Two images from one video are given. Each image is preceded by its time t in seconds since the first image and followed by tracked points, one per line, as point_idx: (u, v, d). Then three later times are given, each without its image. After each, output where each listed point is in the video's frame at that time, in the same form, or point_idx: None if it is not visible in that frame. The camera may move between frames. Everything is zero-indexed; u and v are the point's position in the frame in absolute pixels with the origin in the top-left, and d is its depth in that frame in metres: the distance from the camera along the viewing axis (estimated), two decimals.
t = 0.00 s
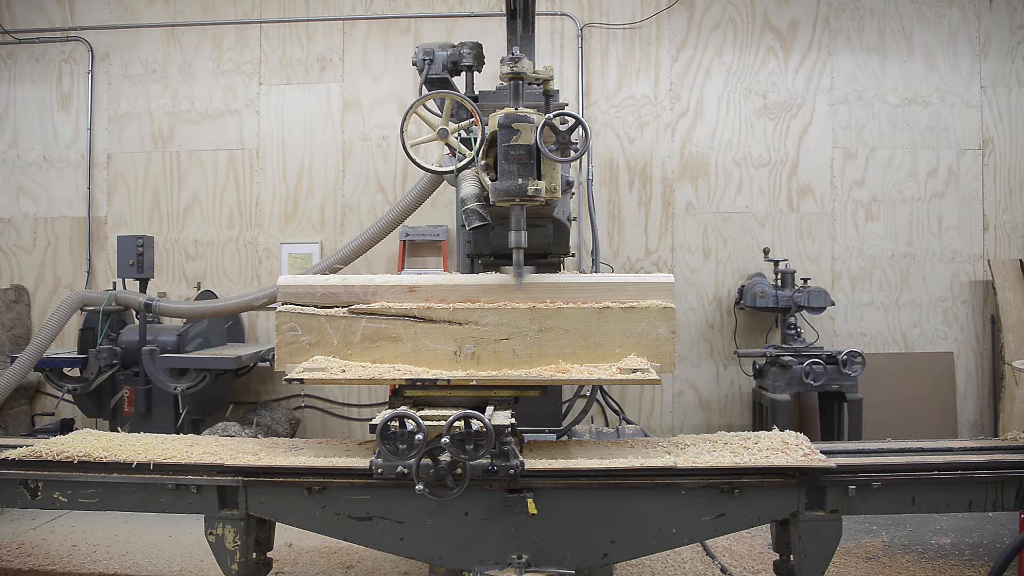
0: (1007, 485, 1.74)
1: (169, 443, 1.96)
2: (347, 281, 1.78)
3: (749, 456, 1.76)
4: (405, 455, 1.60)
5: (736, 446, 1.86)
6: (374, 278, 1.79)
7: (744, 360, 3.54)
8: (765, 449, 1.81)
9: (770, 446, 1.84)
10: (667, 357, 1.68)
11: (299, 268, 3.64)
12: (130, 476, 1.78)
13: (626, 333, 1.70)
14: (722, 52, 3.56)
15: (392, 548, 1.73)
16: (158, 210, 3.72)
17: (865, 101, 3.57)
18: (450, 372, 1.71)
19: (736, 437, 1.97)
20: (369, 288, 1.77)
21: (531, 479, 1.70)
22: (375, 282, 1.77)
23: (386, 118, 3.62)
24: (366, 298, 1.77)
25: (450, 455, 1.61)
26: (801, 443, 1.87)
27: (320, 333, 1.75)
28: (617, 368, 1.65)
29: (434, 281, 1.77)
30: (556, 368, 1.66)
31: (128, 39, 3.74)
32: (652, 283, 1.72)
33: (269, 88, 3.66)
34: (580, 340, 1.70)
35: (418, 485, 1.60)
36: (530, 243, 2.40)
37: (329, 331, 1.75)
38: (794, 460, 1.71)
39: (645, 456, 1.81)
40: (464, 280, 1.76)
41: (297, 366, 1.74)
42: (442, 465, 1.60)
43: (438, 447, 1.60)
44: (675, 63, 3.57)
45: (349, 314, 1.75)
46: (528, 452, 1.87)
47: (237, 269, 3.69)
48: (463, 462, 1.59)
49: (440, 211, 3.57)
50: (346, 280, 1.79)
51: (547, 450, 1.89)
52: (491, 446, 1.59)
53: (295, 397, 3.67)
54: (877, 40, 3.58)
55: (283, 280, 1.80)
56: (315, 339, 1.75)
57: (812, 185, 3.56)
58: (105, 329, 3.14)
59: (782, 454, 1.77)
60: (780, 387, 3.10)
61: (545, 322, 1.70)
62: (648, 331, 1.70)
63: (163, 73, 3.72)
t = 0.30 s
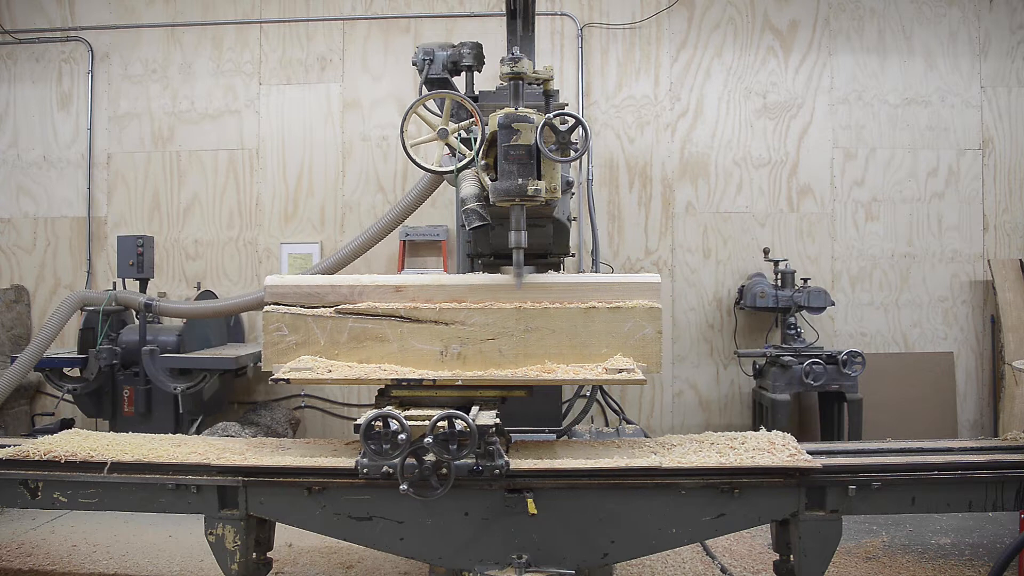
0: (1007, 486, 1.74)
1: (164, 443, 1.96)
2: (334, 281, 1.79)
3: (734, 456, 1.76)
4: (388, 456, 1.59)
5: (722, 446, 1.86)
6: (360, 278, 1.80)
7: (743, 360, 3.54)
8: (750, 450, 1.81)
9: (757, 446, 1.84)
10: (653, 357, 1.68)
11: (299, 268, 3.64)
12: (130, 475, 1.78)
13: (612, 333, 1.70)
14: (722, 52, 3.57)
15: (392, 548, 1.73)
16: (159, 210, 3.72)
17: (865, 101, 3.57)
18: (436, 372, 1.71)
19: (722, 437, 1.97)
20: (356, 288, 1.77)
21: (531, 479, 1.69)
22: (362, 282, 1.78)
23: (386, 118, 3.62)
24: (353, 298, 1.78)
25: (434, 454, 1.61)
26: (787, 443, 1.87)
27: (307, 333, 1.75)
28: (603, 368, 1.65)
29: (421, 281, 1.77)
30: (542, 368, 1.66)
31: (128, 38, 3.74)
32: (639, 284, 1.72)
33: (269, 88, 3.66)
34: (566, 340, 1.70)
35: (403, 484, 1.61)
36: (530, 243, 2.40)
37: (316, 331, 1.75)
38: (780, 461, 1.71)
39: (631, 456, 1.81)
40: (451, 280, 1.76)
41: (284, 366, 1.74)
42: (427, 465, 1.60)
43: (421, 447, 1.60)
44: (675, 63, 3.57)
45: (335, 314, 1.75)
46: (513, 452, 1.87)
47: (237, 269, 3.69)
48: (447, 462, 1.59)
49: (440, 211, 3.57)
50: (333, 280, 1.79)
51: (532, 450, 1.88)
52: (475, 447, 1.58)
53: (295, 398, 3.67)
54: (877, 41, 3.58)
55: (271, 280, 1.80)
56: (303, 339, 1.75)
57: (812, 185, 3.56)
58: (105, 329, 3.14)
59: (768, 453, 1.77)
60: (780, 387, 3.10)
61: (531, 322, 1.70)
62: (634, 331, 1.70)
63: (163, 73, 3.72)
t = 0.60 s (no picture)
0: (1007, 486, 1.74)
1: (159, 443, 1.96)
2: (321, 281, 1.79)
3: (720, 456, 1.76)
4: (371, 456, 1.60)
5: (708, 446, 1.87)
6: (347, 279, 1.80)
7: (743, 360, 3.54)
8: (735, 450, 1.81)
9: (744, 447, 1.84)
10: (639, 357, 1.68)
11: (299, 268, 3.64)
12: (130, 475, 1.78)
13: (599, 333, 1.70)
14: (722, 52, 3.56)
15: (392, 548, 1.73)
16: (159, 210, 3.72)
17: (865, 101, 3.57)
18: (423, 372, 1.71)
19: (709, 437, 1.97)
20: (343, 288, 1.77)
21: (531, 479, 1.69)
22: (348, 282, 1.78)
23: (387, 118, 3.62)
24: (339, 298, 1.78)
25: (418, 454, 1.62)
26: (774, 443, 1.87)
27: (294, 333, 1.75)
28: (589, 368, 1.65)
29: (407, 281, 1.77)
30: (528, 368, 1.66)
31: (128, 39, 3.74)
32: (626, 284, 1.73)
33: (269, 88, 3.66)
34: (553, 341, 1.70)
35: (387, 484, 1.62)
36: (530, 243, 2.40)
37: (303, 331, 1.75)
38: (768, 461, 1.71)
39: (617, 456, 1.82)
40: (437, 280, 1.77)
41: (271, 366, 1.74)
42: (411, 465, 1.61)
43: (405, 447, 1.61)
44: (675, 63, 3.57)
45: (321, 314, 1.75)
46: (498, 452, 1.87)
47: (237, 269, 3.69)
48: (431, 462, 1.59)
49: (440, 212, 3.57)
50: (319, 281, 1.79)
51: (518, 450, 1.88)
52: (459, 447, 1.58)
53: (295, 398, 3.67)
54: (877, 40, 3.58)
55: (258, 280, 1.81)
56: (290, 339, 1.75)
57: (812, 185, 3.56)
58: (105, 329, 3.14)
59: (755, 453, 1.78)
60: (780, 387, 3.10)
61: (517, 322, 1.70)
62: (621, 331, 1.70)
63: (163, 73, 3.72)
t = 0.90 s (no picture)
0: (1007, 486, 1.74)
1: (154, 443, 1.96)
2: (308, 281, 1.79)
3: (707, 456, 1.76)
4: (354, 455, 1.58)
5: (694, 446, 1.87)
6: (333, 279, 1.80)
7: (743, 360, 3.54)
8: (721, 451, 1.80)
9: (730, 447, 1.84)
10: (625, 356, 1.68)
11: (299, 268, 3.64)
12: (130, 475, 1.78)
13: (585, 333, 1.70)
14: (722, 52, 3.57)
15: (392, 548, 1.72)
16: (159, 210, 3.72)
17: (865, 101, 3.57)
18: (409, 371, 1.70)
19: (696, 437, 1.97)
20: (329, 288, 1.78)
21: (531, 479, 1.69)
22: (335, 282, 1.78)
23: (387, 118, 3.62)
24: (326, 298, 1.78)
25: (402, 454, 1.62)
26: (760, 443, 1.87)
27: (280, 333, 1.75)
28: (575, 368, 1.64)
29: (393, 281, 1.78)
30: (514, 368, 1.66)
31: (127, 39, 3.74)
32: (612, 284, 1.73)
33: (269, 88, 3.66)
34: (539, 341, 1.70)
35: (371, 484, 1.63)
36: (530, 243, 2.40)
37: (289, 331, 1.75)
38: (755, 462, 1.71)
39: (603, 456, 1.81)
40: (424, 280, 1.77)
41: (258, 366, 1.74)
42: (395, 465, 1.61)
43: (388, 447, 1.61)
44: (675, 63, 3.57)
45: (307, 315, 1.75)
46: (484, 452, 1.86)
47: (237, 269, 3.69)
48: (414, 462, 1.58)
49: (440, 212, 3.57)
50: (306, 281, 1.79)
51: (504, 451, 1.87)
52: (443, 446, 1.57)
53: (295, 398, 3.67)
54: (877, 40, 3.58)
55: (245, 280, 1.81)
56: (276, 339, 1.76)
57: (812, 185, 3.56)
58: (105, 329, 3.14)
59: (742, 453, 1.78)
60: (780, 387, 3.10)
61: (503, 322, 1.70)
62: (607, 330, 1.70)
63: (163, 73, 3.72)
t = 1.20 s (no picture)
0: (1007, 486, 1.74)
1: (149, 443, 1.96)
2: (296, 281, 1.79)
3: (694, 457, 1.75)
4: (338, 456, 1.57)
5: (682, 446, 1.87)
6: (321, 279, 1.81)
7: (743, 360, 3.54)
8: (707, 451, 1.80)
9: (716, 447, 1.84)
10: (612, 357, 1.68)
11: (299, 268, 3.64)
12: (131, 474, 1.78)
13: (572, 333, 1.70)
14: (722, 52, 3.57)
15: (392, 548, 1.72)
16: (159, 210, 3.72)
17: (865, 101, 3.57)
18: (395, 371, 1.70)
19: (684, 437, 1.97)
20: (316, 288, 1.78)
21: (531, 479, 1.69)
22: (322, 282, 1.79)
23: (387, 118, 3.62)
24: (313, 297, 1.78)
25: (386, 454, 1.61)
26: (747, 443, 1.87)
27: (268, 334, 1.75)
28: (560, 368, 1.64)
29: (380, 281, 1.78)
30: (500, 368, 1.66)
31: (127, 39, 3.74)
32: (599, 285, 1.73)
33: (269, 88, 3.66)
34: (525, 341, 1.70)
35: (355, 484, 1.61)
36: (530, 243, 2.40)
37: (277, 331, 1.75)
38: (743, 462, 1.70)
39: (589, 456, 1.81)
40: (410, 281, 1.77)
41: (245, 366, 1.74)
42: (379, 465, 1.60)
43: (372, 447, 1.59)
44: (675, 62, 3.57)
45: (294, 314, 1.75)
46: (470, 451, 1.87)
47: (237, 269, 3.68)
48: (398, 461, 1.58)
49: (440, 212, 3.57)
50: (293, 281, 1.80)
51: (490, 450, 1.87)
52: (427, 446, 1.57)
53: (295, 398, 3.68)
54: (877, 41, 3.58)
55: (233, 280, 1.81)
56: (264, 339, 1.76)
57: (812, 185, 3.56)
58: (105, 329, 3.14)
59: (729, 453, 1.77)
60: (780, 387, 3.10)
61: (489, 322, 1.70)
62: (594, 331, 1.70)
63: (163, 73, 3.72)
